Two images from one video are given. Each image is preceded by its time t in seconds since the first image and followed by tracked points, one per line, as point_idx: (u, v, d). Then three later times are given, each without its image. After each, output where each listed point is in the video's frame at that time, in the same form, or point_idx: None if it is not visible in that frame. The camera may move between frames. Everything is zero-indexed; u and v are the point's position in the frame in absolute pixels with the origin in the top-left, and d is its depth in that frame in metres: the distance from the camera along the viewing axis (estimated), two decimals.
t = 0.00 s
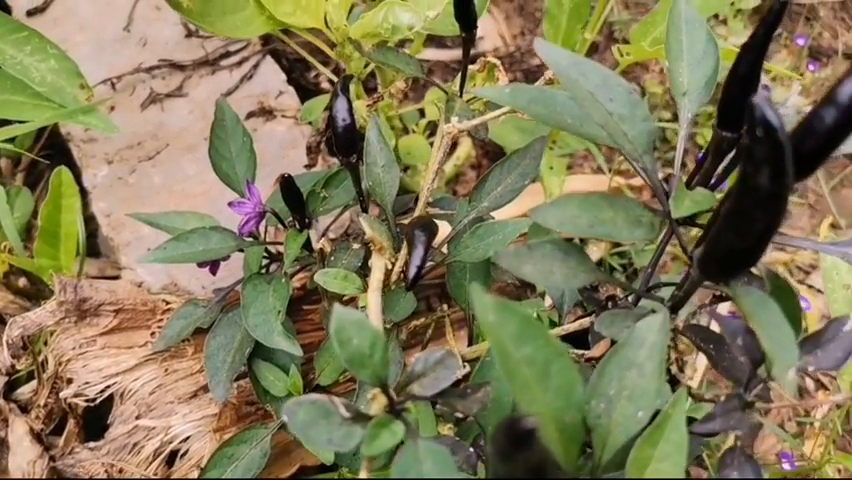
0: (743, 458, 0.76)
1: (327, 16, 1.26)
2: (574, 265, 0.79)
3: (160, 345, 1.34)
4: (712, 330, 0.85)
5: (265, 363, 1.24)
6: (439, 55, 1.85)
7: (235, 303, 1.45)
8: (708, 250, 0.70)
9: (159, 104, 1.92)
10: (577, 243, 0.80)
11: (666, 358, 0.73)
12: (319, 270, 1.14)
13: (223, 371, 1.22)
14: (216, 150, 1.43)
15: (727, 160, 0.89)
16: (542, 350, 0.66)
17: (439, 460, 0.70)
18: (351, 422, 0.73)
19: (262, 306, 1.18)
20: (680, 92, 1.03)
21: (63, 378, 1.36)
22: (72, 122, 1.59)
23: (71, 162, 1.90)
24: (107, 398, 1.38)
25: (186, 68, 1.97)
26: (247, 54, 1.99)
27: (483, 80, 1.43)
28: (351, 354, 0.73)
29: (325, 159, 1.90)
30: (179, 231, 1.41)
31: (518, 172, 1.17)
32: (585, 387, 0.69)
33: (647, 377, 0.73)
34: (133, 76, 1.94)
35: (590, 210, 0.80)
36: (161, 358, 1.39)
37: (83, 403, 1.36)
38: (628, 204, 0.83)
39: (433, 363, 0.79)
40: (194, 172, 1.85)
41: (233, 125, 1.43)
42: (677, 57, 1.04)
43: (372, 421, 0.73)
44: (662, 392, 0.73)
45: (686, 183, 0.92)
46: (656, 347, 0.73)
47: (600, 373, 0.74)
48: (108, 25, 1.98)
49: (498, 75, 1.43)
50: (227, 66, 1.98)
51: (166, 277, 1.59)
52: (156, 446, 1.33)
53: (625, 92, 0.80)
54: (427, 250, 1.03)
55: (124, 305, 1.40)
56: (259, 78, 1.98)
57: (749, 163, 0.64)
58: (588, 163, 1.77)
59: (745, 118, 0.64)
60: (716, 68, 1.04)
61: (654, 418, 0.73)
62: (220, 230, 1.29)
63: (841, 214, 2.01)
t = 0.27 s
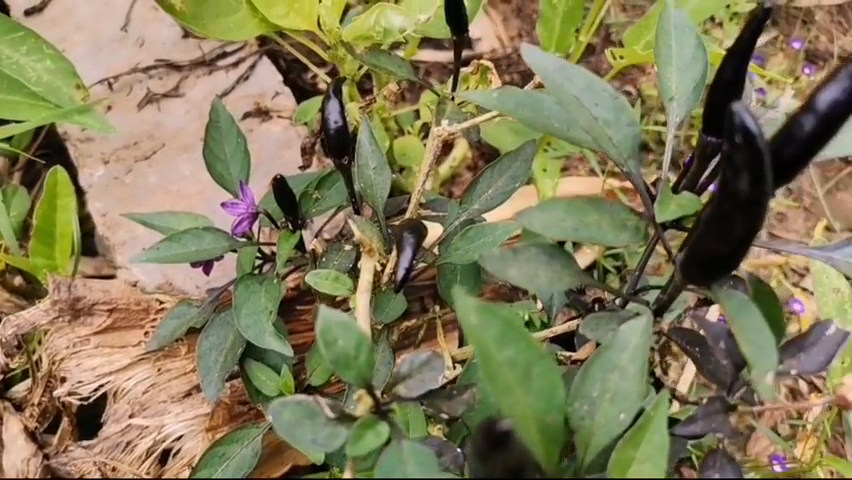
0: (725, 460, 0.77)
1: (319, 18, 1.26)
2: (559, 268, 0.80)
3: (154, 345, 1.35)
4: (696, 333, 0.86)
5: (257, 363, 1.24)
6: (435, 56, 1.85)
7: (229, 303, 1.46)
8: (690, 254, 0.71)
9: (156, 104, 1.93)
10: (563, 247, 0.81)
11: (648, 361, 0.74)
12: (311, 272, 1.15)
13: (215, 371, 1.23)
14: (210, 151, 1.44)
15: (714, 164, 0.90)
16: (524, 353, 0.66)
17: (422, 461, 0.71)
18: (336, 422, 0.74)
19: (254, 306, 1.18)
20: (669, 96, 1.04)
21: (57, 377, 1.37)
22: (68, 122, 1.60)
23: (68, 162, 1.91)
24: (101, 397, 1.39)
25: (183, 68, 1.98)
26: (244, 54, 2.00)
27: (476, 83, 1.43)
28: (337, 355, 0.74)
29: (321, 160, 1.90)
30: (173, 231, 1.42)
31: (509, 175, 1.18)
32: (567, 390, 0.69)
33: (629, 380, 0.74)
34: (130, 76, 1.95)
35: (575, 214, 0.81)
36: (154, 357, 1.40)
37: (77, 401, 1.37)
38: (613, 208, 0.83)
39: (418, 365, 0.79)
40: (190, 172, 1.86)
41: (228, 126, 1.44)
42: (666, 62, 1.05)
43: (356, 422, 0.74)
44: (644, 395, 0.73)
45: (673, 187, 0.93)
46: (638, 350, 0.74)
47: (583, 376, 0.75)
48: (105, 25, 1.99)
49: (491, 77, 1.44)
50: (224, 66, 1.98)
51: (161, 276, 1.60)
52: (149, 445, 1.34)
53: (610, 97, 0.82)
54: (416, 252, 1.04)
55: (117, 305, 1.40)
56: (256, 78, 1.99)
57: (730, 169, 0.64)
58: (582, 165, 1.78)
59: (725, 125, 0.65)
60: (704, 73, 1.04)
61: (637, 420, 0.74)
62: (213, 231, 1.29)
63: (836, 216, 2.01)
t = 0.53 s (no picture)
0: (710, 458, 0.77)
1: (313, 16, 1.26)
2: (546, 267, 0.80)
3: (147, 342, 1.35)
4: (683, 332, 0.86)
5: (249, 360, 1.25)
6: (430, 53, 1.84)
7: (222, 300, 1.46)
8: (673, 254, 0.71)
9: (152, 101, 1.94)
10: (549, 246, 0.81)
11: (633, 360, 0.74)
12: (303, 269, 1.15)
13: (207, 367, 1.23)
14: (204, 148, 1.44)
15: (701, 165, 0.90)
16: (508, 351, 0.67)
17: (407, 458, 0.71)
18: (323, 419, 0.74)
19: (246, 303, 1.19)
20: (658, 97, 1.05)
21: (51, 373, 1.38)
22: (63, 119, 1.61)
23: (64, 158, 1.91)
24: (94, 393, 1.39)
25: (179, 65, 1.98)
26: (240, 52, 2.00)
27: (470, 81, 1.44)
28: (324, 352, 0.74)
29: (316, 157, 1.91)
30: (166, 228, 1.42)
31: (501, 174, 1.19)
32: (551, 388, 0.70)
33: (614, 378, 0.74)
34: (126, 73, 1.95)
35: (563, 214, 0.82)
36: (147, 354, 1.40)
37: (70, 397, 1.38)
38: (601, 208, 0.84)
39: (406, 362, 0.80)
40: (186, 168, 1.86)
41: (222, 124, 1.45)
42: (657, 62, 1.05)
43: (343, 419, 0.75)
44: (629, 393, 0.73)
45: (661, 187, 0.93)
46: (623, 349, 0.74)
47: (568, 374, 0.75)
48: (102, 22, 1.99)
49: (484, 76, 1.44)
50: (220, 64, 1.99)
51: (156, 274, 1.60)
52: (142, 441, 1.35)
53: (597, 97, 0.81)
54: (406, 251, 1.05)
55: (111, 301, 1.41)
56: (252, 76, 1.99)
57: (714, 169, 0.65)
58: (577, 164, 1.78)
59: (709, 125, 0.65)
60: (694, 73, 1.05)
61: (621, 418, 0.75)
62: (206, 228, 1.30)
63: (831, 216, 2.02)
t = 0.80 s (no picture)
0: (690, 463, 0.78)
1: (303, 20, 1.27)
2: (529, 273, 0.81)
3: (137, 344, 1.35)
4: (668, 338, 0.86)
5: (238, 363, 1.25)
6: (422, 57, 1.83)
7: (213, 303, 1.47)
8: (653, 260, 0.72)
9: (146, 103, 1.94)
10: (533, 252, 0.81)
11: (614, 366, 0.75)
12: (291, 273, 1.16)
13: (197, 370, 1.23)
14: (195, 150, 1.44)
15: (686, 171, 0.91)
16: (489, 358, 0.67)
17: (390, 463, 0.72)
18: (305, 424, 0.74)
19: (235, 307, 1.19)
20: (646, 103, 1.05)
21: (40, 375, 1.37)
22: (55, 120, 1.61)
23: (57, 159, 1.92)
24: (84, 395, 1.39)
25: (173, 67, 1.98)
26: (234, 54, 2.00)
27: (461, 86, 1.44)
28: (307, 357, 0.75)
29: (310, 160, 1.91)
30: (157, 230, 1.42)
31: (490, 179, 1.19)
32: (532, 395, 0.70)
33: (596, 384, 0.75)
34: (120, 74, 1.95)
35: (547, 220, 0.82)
36: (137, 356, 1.41)
37: (60, 399, 1.37)
38: (586, 214, 0.84)
39: (390, 367, 0.80)
40: (179, 170, 1.86)
41: (214, 126, 1.45)
42: (645, 67, 1.06)
43: (326, 424, 0.75)
44: (610, 399, 0.74)
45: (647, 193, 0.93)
46: (605, 355, 0.75)
47: (550, 380, 0.76)
48: (96, 23, 1.99)
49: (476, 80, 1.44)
50: (214, 66, 1.99)
51: (148, 276, 1.61)
52: (132, 444, 1.34)
53: (582, 103, 0.81)
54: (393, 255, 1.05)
55: (101, 303, 1.42)
56: (246, 78, 1.99)
57: (693, 176, 0.65)
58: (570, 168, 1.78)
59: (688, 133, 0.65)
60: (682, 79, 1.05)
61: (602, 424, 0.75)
62: (196, 231, 1.30)
63: (824, 220, 2.02)
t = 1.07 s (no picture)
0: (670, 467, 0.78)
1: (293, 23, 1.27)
2: (511, 278, 0.81)
3: (127, 345, 1.36)
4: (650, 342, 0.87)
5: (226, 364, 1.25)
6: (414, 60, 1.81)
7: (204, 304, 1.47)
8: (632, 266, 0.72)
9: (139, 103, 1.94)
10: (516, 257, 0.82)
11: (594, 371, 0.75)
12: (279, 275, 1.16)
13: (185, 371, 1.24)
14: (186, 151, 1.45)
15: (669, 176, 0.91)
16: (469, 362, 0.68)
17: (371, 467, 0.72)
18: (286, 427, 0.75)
19: (223, 308, 1.19)
20: (631, 108, 1.06)
21: (30, 375, 1.38)
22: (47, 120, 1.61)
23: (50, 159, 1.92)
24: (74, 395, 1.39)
25: (167, 67, 1.98)
26: (228, 55, 2.01)
27: (452, 89, 1.44)
28: (290, 360, 0.75)
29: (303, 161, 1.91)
30: (147, 231, 1.43)
31: (478, 182, 1.19)
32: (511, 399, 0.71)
33: (576, 388, 0.75)
34: (113, 74, 1.96)
35: (529, 224, 0.82)
36: (127, 357, 1.41)
37: (49, 400, 1.37)
38: (569, 218, 0.85)
39: (372, 370, 0.80)
40: (171, 170, 1.86)
41: (205, 128, 1.45)
42: (631, 73, 1.06)
43: (308, 427, 0.75)
44: (590, 404, 0.74)
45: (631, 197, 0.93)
46: (586, 359, 0.75)
47: (531, 384, 0.76)
48: (90, 23, 1.99)
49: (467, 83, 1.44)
50: (208, 66, 1.99)
51: (139, 277, 1.61)
52: (121, 444, 1.35)
53: (565, 109, 0.82)
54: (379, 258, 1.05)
55: (91, 303, 1.42)
56: (240, 79, 1.99)
57: (670, 184, 0.66)
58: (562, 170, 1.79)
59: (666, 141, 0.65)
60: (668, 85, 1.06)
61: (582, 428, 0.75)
62: (186, 232, 1.31)
63: (816, 224, 2.02)
